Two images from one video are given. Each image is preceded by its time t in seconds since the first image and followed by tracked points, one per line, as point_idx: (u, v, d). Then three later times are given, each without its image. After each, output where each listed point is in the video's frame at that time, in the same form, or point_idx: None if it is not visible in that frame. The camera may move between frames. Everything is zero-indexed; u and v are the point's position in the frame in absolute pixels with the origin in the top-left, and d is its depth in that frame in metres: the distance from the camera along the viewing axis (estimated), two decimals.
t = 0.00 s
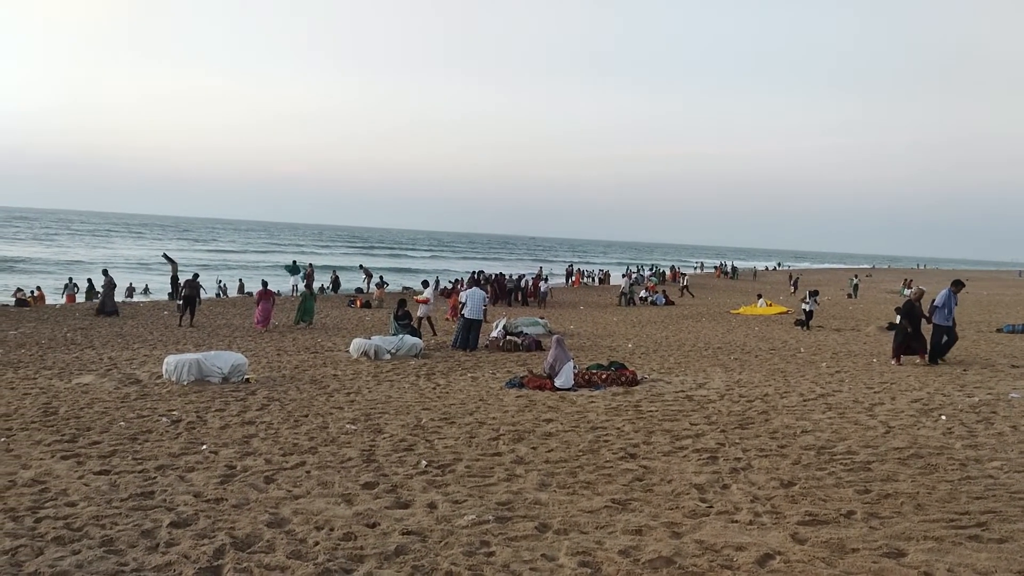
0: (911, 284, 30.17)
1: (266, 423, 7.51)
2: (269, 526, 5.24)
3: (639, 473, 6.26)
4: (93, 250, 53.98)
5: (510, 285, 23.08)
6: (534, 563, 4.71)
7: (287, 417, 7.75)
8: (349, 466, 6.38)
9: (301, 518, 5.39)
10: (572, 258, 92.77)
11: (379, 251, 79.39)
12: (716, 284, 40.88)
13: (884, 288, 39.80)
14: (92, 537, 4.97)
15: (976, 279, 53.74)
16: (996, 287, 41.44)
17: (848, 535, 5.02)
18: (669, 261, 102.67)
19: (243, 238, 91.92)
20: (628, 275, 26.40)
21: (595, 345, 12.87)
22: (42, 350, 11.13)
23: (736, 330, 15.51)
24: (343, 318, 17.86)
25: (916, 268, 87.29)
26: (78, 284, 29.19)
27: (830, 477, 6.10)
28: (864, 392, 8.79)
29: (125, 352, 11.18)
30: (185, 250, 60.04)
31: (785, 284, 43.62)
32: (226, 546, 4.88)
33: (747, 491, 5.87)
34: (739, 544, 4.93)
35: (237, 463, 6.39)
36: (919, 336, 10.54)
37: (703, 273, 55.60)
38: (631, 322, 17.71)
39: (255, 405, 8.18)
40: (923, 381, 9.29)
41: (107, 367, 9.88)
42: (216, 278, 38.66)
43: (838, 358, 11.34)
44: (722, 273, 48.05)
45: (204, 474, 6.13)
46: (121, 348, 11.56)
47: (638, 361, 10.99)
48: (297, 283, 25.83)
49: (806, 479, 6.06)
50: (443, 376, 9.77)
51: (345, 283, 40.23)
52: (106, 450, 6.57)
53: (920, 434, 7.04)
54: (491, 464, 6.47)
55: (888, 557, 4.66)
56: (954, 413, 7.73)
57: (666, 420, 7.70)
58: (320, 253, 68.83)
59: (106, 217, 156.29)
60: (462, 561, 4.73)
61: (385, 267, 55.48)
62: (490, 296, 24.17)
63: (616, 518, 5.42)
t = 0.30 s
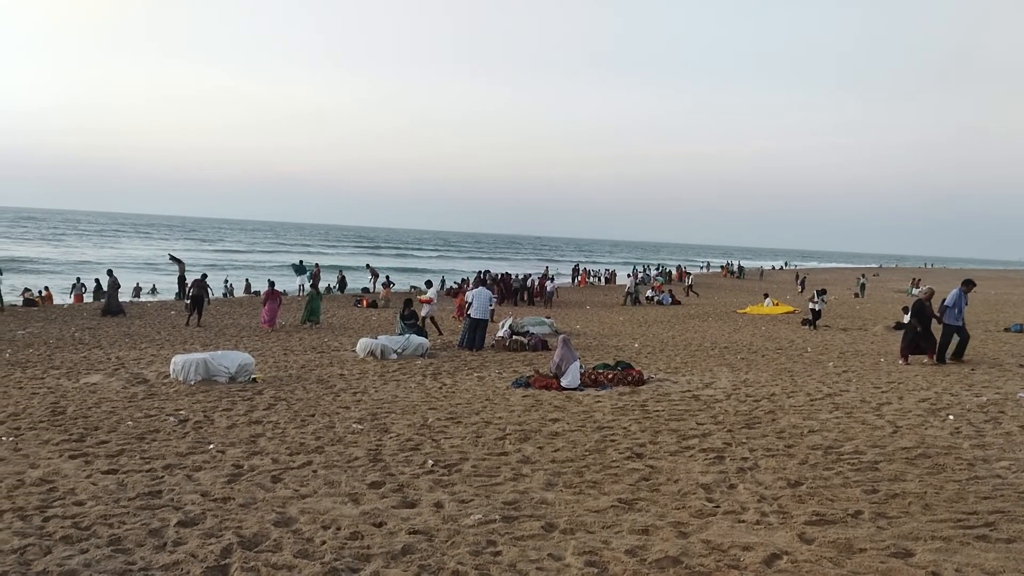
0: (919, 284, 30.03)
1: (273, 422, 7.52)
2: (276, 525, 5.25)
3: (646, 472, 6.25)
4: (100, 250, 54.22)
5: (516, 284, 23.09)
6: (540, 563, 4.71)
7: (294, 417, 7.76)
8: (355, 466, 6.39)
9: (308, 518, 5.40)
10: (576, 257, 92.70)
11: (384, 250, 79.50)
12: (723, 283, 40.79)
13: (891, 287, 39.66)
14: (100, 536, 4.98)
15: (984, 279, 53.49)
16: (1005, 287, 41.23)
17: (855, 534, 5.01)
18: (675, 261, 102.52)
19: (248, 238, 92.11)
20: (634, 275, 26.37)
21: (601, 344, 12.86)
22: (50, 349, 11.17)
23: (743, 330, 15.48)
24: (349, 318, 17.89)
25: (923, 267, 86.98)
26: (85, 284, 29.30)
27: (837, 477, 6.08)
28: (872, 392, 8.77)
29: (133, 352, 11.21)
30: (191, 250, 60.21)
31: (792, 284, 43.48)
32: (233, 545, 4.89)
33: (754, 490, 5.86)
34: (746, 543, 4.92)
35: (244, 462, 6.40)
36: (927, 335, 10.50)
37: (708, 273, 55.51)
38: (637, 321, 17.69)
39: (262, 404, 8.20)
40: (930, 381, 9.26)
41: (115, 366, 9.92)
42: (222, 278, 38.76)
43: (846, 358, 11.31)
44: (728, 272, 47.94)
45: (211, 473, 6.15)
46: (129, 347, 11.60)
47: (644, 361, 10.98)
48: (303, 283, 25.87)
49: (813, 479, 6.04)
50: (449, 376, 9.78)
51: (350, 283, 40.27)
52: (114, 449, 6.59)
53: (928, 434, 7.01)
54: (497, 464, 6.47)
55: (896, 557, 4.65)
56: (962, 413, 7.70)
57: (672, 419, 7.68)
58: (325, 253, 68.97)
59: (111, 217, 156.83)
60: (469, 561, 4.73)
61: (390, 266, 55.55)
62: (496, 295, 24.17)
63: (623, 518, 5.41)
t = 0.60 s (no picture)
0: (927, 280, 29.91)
1: (281, 419, 7.54)
2: (284, 521, 5.26)
3: (653, 469, 6.24)
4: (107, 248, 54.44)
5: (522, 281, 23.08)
6: (548, 559, 4.72)
7: (301, 414, 7.77)
8: (363, 462, 6.39)
9: (316, 514, 5.42)
10: (582, 254, 92.60)
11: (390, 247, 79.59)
12: (729, 280, 40.70)
13: (899, 283, 39.52)
14: (109, 533, 5.00)
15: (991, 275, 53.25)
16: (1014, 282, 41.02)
17: (863, 531, 4.99)
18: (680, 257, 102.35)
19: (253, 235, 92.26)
20: (640, 271, 26.34)
21: (608, 341, 12.85)
22: (58, 347, 11.21)
23: (750, 326, 15.46)
24: (356, 314, 17.91)
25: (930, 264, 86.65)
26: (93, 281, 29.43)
27: (845, 473, 6.07)
28: (880, 388, 8.74)
29: (141, 349, 11.24)
30: (198, 247, 60.40)
31: (799, 280, 43.33)
32: (242, 542, 4.91)
33: (762, 487, 5.85)
34: (754, 540, 4.92)
35: (252, 459, 6.42)
36: (938, 332, 10.45)
37: (714, 269, 55.39)
38: (644, 318, 17.67)
39: (270, 401, 8.21)
40: (938, 377, 9.24)
41: (122, 363, 9.95)
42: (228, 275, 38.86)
43: (853, 354, 11.27)
44: (735, 269, 47.83)
45: (219, 470, 6.16)
46: (136, 345, 11.63)
47: (651, 357, 10.96)
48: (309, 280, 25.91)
49: (821, 476, 6.03)
50: (455, 373, 9.78)
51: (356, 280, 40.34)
52: (122, 446, 6.61)
53: (936, 431, 6.99)
54: (504, 461, 6.47)
55: (904, 554, 4.64)
56: (970, 410, 7.67)
57: (680, 416, 7.67)
58: (330, 250, 69.07)
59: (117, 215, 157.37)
60: (476, 557, 4.74)
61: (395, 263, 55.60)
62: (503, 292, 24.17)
63: (630, 515, 5.41)
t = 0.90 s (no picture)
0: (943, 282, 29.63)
1: (294, 420, 7.56)
2: (298, 522, 5.28)
3: (666, 471, 6.23)
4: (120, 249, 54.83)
5: (534, 282, 23.08)
6: (561, 561, 4.71)
7: (315, 414, 7.80)
8: (376, 463, 6.41)
9: (329, 515, 5.43)
10: (592, 256, 92.44)
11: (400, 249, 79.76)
12: (742, 281, 40.51)
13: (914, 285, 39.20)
14: (124, 532, 5.04)
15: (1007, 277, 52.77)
16: None
17: (878, 535, 4.96)
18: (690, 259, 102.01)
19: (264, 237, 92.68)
20: (652, 273, 26.28)
21: (620, 343, 12.83)
22: (74, 347, 11.30)
23: (763, 328, 15.39)
24: (368, 316, 17.96)
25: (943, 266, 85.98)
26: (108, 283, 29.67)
27: (860, 477, 6.03)
28: (895, 391, 8.68)
29: (156, 350, 11.31)
30: (209, 249, 60.76)
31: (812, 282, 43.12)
32: (256, 542, 4.93)
33: (776, 490, 5.82)
34: (768, 543, 4.90)
35: (265, 460, 6.44)
36: (956, 335, 10.36)
37: (726, 271, 55.16)
38: (657, 320, 17.64)
39: (283, 402, 8.25)
40: (954, 380, 9.18)
41: (138, 364, 10.01)
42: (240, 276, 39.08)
43: (868, 356, 11.20)
44: (748, 271, 47.61)
45: (233, 470, 6.19)
46: (151, 345, 11.70)
47: (664, 359, 10.94)
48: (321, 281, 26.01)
49: (836, 479, 6.00)
50: (468, 374, 9.79)
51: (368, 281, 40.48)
52: (137, 446, 6.65)
53: (951, 434, 6.94)
54: (517, 462, 6.47)
55: (920, 558, 4.60)
56: (986, 413, 7.61)
57: (693, 418, 7.64)
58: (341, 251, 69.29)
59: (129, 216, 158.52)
60: (489, 558, 4.74)
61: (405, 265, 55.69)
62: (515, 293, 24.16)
63: (643, 517, 5.40)
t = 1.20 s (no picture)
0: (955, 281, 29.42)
1: (304, 418, 7.58)
2: (308, 519, 5.29)
3: (676, 470, 6.21)
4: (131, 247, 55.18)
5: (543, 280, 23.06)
6: (571, 560, 4.71)
7: (325, 412, 7.82)
8: (386, 462, 6.42)
9: (340, 513, 5.45)
10: (599, 254, 92.31)
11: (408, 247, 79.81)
12: (751, 280, 40.33)
13: (925, 283, 38.96)
14: (136, 530, 5.06)
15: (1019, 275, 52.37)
16: None
17: (889, 534, 4.94)
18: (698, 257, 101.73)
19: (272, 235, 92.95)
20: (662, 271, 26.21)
21: (630, 341, 12.82)
22: (87, 345, 11.36)
23: (774, 326, 15.33)
24: (377, 314, 17.99)
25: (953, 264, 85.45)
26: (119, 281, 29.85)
27: (871, 476, 6.01)
28: (906, 390, 8.64)
29: (167, 348, 11.36)
30: (219, 247, 61.08)
31: (822, 281, 42.92)
32: (267, 539, 4.94)
33: (786, 489, 5.80)
34: (779, 542, 4.88)
35: (276, 457, 6.46)
36: (970, 333, 10.28)
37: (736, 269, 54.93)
38: (666, 318, 17.60)
39: (294, 400, 8.27)
40: (966, 378, 9.12)
41: (149, 362, 10.06)
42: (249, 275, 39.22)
43: (880, 355, 11.15)
44: (758, 269, 47.41)
45: (243, 468, 6.21)
46: (162, 343, 11.76)
47: (673, 358, 10.92)
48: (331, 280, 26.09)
49: (847, 478, 5.97)
50: (477, 372, 9.79)
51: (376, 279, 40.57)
52: (149, 444, 6.68)
53: (963, 433, 6.90)
54: (527, 460, 6.47)
55: (932, 557, 4.58)
56: (999, 412, 7.56)
57: (703, 417, 7.62)
58: (348, 250, 69.43)
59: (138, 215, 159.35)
60: (499, 557, 4.74)
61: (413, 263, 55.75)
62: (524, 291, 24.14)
63: (653, 515, 5.39)
